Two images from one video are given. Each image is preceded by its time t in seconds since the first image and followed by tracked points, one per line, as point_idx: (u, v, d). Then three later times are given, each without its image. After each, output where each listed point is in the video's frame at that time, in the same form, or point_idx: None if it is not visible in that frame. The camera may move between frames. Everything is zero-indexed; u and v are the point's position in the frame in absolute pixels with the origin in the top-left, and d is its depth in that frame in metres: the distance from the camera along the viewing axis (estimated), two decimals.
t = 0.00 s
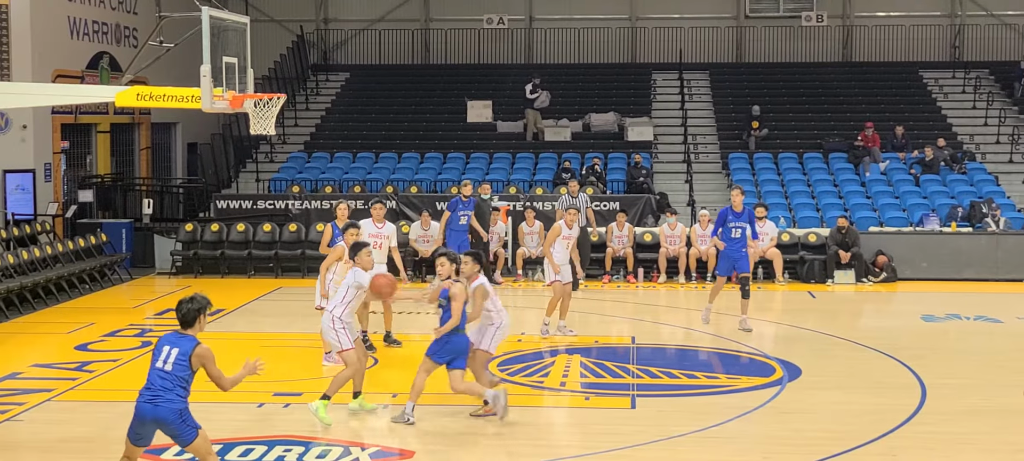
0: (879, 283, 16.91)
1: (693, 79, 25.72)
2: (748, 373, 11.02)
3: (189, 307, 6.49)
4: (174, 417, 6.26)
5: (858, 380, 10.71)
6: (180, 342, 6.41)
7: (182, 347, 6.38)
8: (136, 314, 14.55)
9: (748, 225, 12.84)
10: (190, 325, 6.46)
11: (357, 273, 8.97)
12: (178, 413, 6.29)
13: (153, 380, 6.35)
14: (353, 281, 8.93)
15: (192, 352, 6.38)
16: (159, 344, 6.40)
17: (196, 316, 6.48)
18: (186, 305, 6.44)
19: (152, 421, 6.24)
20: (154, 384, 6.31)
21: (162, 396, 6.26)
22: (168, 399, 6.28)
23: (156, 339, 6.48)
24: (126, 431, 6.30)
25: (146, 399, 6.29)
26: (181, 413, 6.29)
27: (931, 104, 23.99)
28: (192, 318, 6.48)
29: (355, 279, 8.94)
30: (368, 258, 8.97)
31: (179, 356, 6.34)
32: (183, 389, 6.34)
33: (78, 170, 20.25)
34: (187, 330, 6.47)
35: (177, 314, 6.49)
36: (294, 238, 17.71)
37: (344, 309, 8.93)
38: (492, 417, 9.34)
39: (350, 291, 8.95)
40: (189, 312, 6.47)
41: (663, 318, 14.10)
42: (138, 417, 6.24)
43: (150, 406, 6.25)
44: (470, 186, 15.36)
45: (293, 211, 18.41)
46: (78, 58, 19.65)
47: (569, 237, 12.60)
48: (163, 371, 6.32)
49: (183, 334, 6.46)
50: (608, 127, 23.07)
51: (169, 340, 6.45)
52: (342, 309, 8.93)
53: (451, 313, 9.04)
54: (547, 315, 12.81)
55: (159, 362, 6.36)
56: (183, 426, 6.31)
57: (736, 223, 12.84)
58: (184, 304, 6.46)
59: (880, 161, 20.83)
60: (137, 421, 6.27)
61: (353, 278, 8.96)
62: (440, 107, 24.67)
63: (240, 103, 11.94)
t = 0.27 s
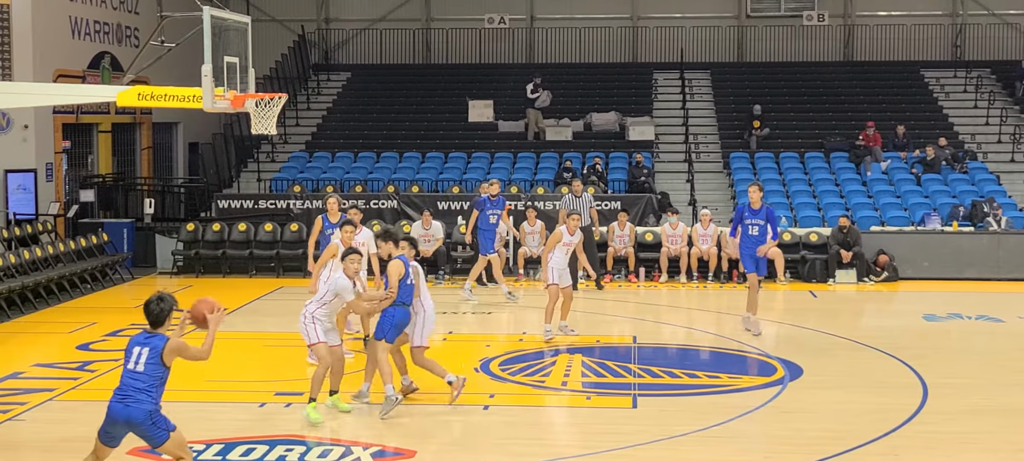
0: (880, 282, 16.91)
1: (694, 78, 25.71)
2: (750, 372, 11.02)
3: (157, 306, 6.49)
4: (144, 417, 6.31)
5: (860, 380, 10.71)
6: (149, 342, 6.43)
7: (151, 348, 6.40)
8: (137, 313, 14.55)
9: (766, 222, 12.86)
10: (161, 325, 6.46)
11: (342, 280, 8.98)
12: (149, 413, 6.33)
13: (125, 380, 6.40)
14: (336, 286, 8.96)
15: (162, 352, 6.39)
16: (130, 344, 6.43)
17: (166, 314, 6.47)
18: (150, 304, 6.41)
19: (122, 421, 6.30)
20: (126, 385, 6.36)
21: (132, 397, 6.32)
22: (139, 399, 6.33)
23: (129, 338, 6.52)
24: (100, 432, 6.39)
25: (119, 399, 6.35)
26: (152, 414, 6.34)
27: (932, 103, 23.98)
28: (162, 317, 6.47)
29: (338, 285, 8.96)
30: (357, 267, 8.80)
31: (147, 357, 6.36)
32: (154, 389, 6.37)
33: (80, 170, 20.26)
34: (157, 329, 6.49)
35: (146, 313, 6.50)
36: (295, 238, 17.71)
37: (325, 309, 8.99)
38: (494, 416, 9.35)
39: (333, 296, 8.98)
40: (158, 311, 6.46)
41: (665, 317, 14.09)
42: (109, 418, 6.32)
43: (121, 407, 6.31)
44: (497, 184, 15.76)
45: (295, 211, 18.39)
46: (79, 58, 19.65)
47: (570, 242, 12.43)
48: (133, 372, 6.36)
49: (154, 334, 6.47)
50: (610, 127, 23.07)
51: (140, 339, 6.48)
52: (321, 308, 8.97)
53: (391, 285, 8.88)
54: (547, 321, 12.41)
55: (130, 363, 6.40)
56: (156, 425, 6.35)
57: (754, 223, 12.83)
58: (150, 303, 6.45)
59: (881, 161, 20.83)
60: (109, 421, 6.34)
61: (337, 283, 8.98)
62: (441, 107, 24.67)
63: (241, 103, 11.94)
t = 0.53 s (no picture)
0: (884, 281, 16.91)
1: (697, 78, 25.71)
2: (753, 372, 11.01)
3: (120, 301, 6.60)
4: (131, 410, 6.51)
5: (863, 380, 10.69)
6: (120, 337, 6.58)
7: (123, 341, 6.57)
8: (140, 313, 14.56)
9: (783, 231, 12.21)
10: (124, 318, 6.61)
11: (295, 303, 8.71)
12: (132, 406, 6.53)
13: (99, 377, 6.49)
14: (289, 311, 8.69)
15: (136, 345, 6.60)
16: (99, 340, 6.52)
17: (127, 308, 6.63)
18: (121, 298, 6.55)
19: (112, 418, 6.43)
20: (104, 382, 6.47)
21: (118, 392, 6.47)
22: (120, 394, 6.49)
23: (88, 335, 6.57)
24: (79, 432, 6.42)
25: (97, 398, 6.44)
26: (133, 406, 6.55)
27: (936, 102, 23.95)
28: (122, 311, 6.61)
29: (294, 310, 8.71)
30: (312, 287, 8.64)
31: (125, 350, 6.54)
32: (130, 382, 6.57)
33: (83, 169, 20.28)
34: (118, 324, 6.62)
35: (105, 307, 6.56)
36: (299, 237, 17.71)
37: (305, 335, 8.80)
38: (498, 416, 9.34)
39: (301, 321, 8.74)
40: (123, 305, 6.59)
41: (668, 317, 14.09)
42: (97, 416, 6.40)
43: (108, 404, 6.43)
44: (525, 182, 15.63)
45: (298, 210, 18.40)
46: (82, 58, 19.67)
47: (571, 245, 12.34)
48: (113, 368, 6.49)
49: (116, 327, 6.61)
50: (613, 126, 23.08)
51: (105, 335, 6.57)
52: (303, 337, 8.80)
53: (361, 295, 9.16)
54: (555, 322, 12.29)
55: (103, 359, 6.50)
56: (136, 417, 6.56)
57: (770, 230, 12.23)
58: (116, 298, 6.57)
59: (885, 160, 20.80)
60: (95, 420, 6.41)
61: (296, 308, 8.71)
62: (444, 106, 24.68)
63: (245, 102, 11.94)
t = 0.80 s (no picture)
0: (887, 281, 16.90)
1: (700, 77, 25.71)
2: (756, 372, 11.00)
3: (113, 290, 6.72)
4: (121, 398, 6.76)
5: (867, 380, 10.68)
6: (112, 327, 6.72)
7: (117, 332, 6.73)
8: (143, 313, 14.58)
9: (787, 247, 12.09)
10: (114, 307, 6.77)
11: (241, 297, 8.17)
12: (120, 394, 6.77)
13: (95, 366, 6.62)
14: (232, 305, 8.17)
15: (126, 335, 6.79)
16: (98, 332, 6.62)
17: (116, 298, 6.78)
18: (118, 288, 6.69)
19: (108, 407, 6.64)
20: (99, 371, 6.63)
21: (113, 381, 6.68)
22: (114, 383, 6.70)
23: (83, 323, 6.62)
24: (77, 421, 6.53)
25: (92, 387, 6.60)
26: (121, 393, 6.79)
27: (939, 102, 23.93)
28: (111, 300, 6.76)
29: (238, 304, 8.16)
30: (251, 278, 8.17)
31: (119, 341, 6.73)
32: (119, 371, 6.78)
33: (86, 169, 20.30)
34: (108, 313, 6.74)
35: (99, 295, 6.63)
36: (302, 237, 17.71)
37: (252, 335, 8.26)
38: (500, 416, 9.34)
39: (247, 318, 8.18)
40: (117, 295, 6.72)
41: (671, 317, 14.08)
42: (97, 406, 6.58)
43: (106, 394, 6.63)
44: (548, 198, 15.77)
45: (301, 210, 18.41)
46: (85, 58, 19.68)
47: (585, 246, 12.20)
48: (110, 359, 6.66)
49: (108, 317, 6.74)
50: (616, 126, 23.08)
51: (99, 324, 6.67)
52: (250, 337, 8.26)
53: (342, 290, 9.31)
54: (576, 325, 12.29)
55: (100, 349, 6.64)
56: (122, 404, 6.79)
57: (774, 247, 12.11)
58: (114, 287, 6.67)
59: (888, 160, 20.77)
60: (94, 409, 6.59)
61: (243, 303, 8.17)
62: (447, 106, 24.69)
63: (247, 102, 11.94)
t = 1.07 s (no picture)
0: (889, 281, 16.89)
1: (702, 77, 25.71)
2: (759, 372, 10.99)
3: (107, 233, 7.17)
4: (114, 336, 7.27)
5: (869, 379, 10.68)
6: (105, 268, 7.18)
7: (110, 273, 7.20)
8: (146, 312, 14.59)
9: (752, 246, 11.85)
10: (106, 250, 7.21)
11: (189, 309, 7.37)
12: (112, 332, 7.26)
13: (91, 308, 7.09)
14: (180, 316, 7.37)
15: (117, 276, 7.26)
16: (94, 275, 7.07)
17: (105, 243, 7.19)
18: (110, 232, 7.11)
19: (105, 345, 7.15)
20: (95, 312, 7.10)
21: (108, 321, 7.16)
22: (107, 322, 7.19)
23: (77, 267, 7.05)
24: (80, 362, 7.00)
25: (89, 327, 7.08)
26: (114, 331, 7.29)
27: (941, 102, 23.92)
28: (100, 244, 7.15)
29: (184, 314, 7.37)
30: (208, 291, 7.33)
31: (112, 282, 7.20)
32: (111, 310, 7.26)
33: (88, 169, 20.31)
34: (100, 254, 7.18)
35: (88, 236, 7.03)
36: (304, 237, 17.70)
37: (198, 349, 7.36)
38: (503, 415, 9.34)
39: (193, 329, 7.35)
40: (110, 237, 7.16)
41: (673, 317, 14.08)
42: (96, 346, 7.07)
43: (102, 333, 7.13)
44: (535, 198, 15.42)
45: (303, 210, 18.41)
46: (87, 58, 19.69)
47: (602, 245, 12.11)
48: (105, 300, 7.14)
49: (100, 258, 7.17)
50: (618, 126, 23.09)
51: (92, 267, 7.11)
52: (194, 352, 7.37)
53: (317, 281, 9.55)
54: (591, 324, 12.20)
55: (95, 291, 7.10)
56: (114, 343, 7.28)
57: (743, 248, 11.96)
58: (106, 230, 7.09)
59: (890, 159, 20.76)
60: (94, 349, 7.08)
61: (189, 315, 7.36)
62: (450, 105, 24.70)
63: (250, 102, 11.95)
